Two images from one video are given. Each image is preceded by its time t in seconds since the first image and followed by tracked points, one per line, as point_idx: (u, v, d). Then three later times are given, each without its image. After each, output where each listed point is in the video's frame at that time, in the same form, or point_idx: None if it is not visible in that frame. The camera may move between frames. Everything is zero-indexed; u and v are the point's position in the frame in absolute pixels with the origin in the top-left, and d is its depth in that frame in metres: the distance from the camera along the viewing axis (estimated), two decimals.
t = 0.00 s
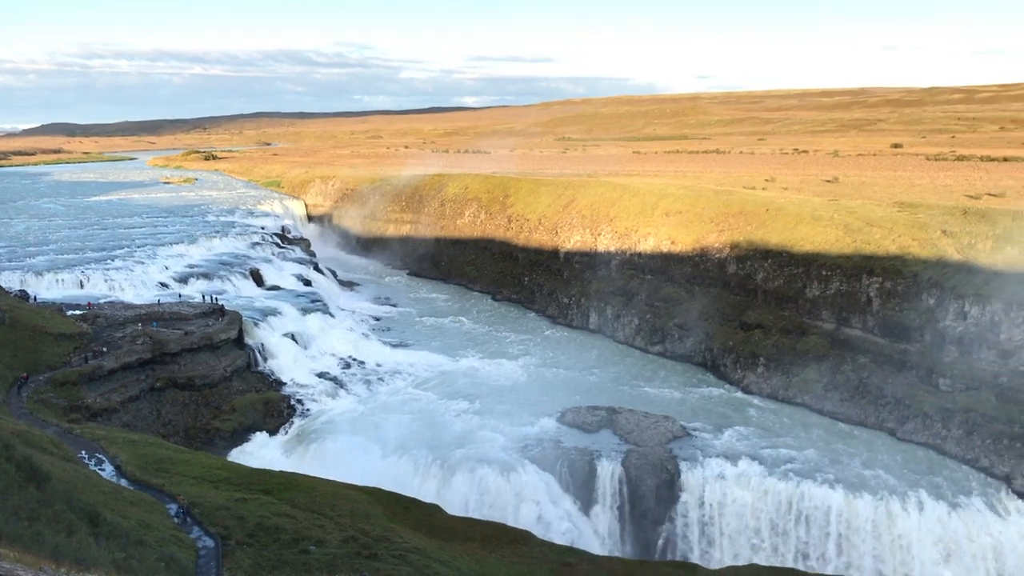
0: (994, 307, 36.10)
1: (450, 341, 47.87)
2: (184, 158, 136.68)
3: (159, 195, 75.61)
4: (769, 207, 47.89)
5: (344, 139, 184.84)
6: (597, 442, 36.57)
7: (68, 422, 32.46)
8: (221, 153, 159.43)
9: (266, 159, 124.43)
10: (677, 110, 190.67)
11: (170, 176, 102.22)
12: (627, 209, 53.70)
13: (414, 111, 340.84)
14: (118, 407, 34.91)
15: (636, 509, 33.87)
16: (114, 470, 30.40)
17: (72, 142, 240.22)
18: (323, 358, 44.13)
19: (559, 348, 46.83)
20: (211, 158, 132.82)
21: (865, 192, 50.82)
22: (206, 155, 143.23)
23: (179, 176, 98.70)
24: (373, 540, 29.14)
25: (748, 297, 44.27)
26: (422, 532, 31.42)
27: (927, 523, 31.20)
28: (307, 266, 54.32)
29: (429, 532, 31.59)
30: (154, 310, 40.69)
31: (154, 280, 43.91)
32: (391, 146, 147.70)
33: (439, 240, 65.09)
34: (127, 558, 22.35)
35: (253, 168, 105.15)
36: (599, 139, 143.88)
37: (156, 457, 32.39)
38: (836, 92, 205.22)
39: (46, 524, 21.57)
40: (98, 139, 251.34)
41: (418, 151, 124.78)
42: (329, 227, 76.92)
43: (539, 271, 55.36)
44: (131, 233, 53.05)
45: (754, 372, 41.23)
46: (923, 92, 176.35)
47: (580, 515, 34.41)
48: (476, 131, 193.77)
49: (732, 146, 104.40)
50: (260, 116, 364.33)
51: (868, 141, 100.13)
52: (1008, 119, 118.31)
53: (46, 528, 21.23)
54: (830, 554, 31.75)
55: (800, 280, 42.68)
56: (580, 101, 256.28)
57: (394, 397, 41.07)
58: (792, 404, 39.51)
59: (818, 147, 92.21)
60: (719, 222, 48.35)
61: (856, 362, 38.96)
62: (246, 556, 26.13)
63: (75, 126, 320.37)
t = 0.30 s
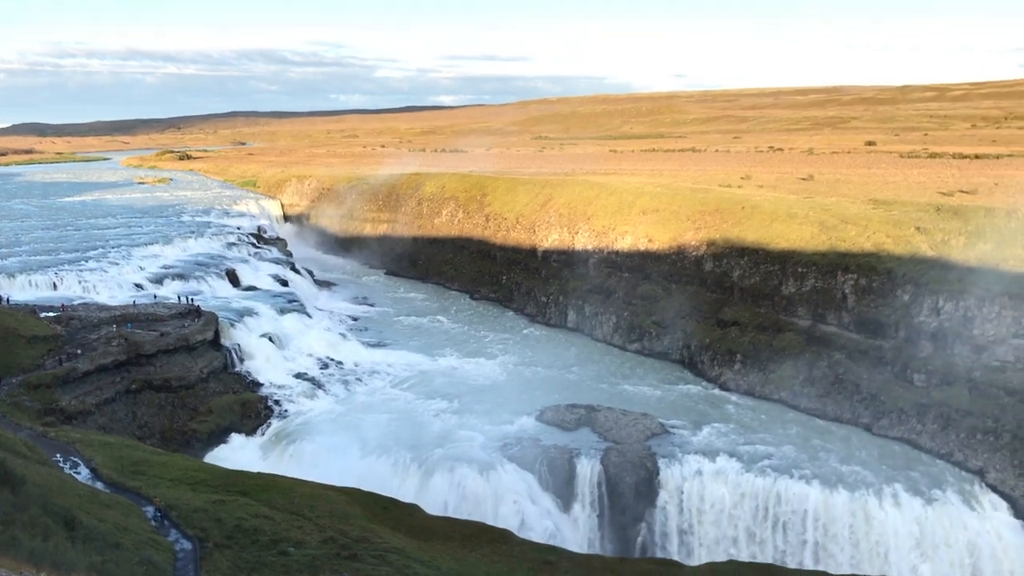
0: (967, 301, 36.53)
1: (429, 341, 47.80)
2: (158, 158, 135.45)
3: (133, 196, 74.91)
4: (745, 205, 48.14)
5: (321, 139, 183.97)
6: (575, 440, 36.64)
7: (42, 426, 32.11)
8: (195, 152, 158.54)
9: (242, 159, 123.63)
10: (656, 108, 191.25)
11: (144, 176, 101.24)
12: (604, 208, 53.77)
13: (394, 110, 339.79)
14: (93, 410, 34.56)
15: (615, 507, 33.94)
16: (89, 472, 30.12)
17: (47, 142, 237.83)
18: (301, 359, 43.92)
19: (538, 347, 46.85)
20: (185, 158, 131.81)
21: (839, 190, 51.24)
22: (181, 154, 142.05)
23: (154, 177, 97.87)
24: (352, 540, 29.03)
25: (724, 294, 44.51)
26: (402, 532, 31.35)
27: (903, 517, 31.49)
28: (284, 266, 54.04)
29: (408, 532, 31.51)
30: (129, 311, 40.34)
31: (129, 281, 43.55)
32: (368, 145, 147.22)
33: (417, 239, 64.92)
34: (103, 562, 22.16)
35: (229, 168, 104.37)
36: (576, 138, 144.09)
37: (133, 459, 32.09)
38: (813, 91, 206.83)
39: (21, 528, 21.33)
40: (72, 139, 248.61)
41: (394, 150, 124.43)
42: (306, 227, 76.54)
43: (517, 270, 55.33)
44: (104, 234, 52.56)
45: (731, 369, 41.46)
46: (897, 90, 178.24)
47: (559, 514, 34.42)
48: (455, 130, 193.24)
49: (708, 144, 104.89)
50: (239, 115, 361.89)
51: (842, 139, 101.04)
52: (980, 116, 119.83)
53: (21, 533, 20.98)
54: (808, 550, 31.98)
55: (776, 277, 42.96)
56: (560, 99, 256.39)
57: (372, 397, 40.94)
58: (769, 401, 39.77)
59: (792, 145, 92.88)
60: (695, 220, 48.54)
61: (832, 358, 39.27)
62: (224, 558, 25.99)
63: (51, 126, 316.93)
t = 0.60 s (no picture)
0: (943, 299, 37.24)
1: (409, 342, 47.75)
2: (135, 159, 134.32)
3: (110, 197, 74.30)
4: (723, 205, 48.41)
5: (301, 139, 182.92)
6: (556, 439, 36.72)
7: (18, 430, 31.79)
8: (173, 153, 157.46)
9: (220, 160, 122.86)
10: (637, 108, 191.85)
11: (121, 177, 100.43)
12: (584, 208, 53.90)
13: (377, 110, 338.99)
14: (71, 413, 34.24)
15: (597, 506, 34.05)
16: (67, 476, 29.87)
17: (24, 143, 235.18)
18: (281, 360, 43.72)
19: (519, 347, 46.92)
20: (162, 159, 131.03)
21: (817, 189, 51.61)
22: (156, 155, 140.97)
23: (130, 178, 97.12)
24: (334, 542, 28.95)
25: (704, 293, 44.72)
26: (383, 533, 31.29)
27: (881, 513, 31.79)
28: (263, 267, 53.79)
29: (389, 533, 31.47)
30: (107, 313, 40.01)
31: (107, 283, 43.23)
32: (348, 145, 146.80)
33: (397, 240, 64.82)
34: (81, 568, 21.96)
35: (206, 169, 103.77)
36: (557, 138, 144.32)
37: (112, 462, 31.83)
38: (793, 90, 208.18)
39: None
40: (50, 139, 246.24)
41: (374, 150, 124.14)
42: (285, 228, 76.18)
43: (497, 270, 55.35)
44: (81, 236, 52.10)
45: (711, 368, 41.69)
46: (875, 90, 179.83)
47: (541, 513, 34.47)
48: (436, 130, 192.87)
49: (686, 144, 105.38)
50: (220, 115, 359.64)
51: (818, 138, 101.92)
52: (956, 116, 121.37)
53: None
54: (788, 547, 32.18)
55: (754, 276, 43.22)
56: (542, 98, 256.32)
57: (353, 398, 40.85)
58: (749, 399, 40.02)
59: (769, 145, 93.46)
60: (674, 220, 48.75)
61: (810, 357, 39.57)
62: (205, 560, 25.84)
63: (29, 127, 313.70)
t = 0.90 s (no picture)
0: (919, 298, 37.64)
1: (390, 342, 47.68)
2: (112, 159, 133.23)
3: (87, 197, 73.59)
4: (703, 205, 48.63)
5: (282, 139, 182.24)
6: (537, 439, 36.78)
7: None
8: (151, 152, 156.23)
9: (199, 159, 122.16)
10: (618, 108, 192.40)
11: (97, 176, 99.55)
12: (565, 208, 53.96)
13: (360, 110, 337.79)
14: (48, 415, 33.92)
15: (578, 505, 34.12)
16: (45, 479, 29.59)
17: None
18: (261, 361, 43.55)
19: (500, 347, 46.95)
20: (140, 159, 130.07)
21: (795, 189, 51.96)
22: (133, 154, 139.85)
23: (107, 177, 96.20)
24: (315, 543, 28.85)
25: (684, 292, 44.89)
26: (365, 534, 31.23)
27: (860, 511, 32.06)
28: (242, 267, 53.51)
29: (371, 534, 31.42)
30: (84, 314, 39.63)
31: (85, 283, 42.87)
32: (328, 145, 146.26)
33: (377, 240, 64.66)
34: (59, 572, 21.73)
35: (185, 169, 103.08)
36: (537, 137, 144.38)
37: (90, 464, 31.54)
38: (774, 91, 209.61)
39: None
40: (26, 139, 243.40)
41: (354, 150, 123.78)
42: (265, 228, 75.78)
43: (478, 270, 55.33)
44: (57, 237, 51.58)
45: (691, 367, 41.89)
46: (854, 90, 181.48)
47: (522, 513, 34.49)
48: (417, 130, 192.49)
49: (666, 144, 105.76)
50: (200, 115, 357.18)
51: (796, 139, 102.68)
52: (933, 116, 122.62)
53: None
54: (768, 550, 32.23)
55: (734, 275, 43.43)
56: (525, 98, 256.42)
57: (333, 399, 40.72)
58: (728, 398, 40.25)
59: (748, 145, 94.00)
60: (654, 220, 48.92)
61: (789, 355, 39.84)
62: (185, 563, 25.67)
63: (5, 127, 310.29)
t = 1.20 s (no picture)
0: (896, 296, 37.98)
1: (370, 340, 47.56)
2: (88, 156, 131.93)
3: (63, 195, 72.75)
4: (683, 203, 48.77)
5: (263, 136, 181.16)
6: (518, 437, 36.77)
7: None
8: (129, 149, 154.81)
9: (177, 156, 121.19)
10: (601, 107, 192.70)
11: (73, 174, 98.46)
12: (545, 206, 53.97)
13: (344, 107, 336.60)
14: (24, 415, 33.46)
15: (559, 503, 34.18)
16: (20, 480, 29.27)
17: None
18: (241, 360, 43.29)
19: (480, 345, 46.92)
20: (118, 155, 128.96)
21: (774, 188, 52.18)
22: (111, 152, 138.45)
23: (83, 175, 95.27)
24: (295, 543, 28.73)
25: (664, 291, 44.98)
26: (345, 533, 31.13)
27: (838, 508, 32.27)
28: (220, 265, 53.18)
29: (351, 533, 31.32)
30: (61, 311, 39.12)
31: (61, 282, 42.42)
32: (309, 142, 145.48)
33: (357, 238, 64.43)
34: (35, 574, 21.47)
35: (162, 166, 102.26)
36: (519, 136, 144.24)
37: (66, 465, 31.23)
38: (756, 89, 210.61)
39: None
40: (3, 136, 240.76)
41: (335, 147, 123.18)
42: (245, 225, 75.29)
43: (459, 269, 55.24)
44: (32, 235, 50.98)
45: (671, 365, 42.01)
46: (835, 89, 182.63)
47: (503, 512, 34.47)
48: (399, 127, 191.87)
49: (647, 142, 105.88)
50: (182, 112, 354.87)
51: (776, 138, 103.20)
52: (911, 115, 123.68)
53: None
54: (747, 545, 32.37)
55: (713, 274, 43.61)
56: (509, 96, 256.21)
57: (313, 398, 40.56)
58: (708, 396, 40.41)
59: (728, 144, 94.29)
60: (635, 218, 49.03)
61: (769, 353, 40.06)
62: (163, 563, 25.48)
63: None
